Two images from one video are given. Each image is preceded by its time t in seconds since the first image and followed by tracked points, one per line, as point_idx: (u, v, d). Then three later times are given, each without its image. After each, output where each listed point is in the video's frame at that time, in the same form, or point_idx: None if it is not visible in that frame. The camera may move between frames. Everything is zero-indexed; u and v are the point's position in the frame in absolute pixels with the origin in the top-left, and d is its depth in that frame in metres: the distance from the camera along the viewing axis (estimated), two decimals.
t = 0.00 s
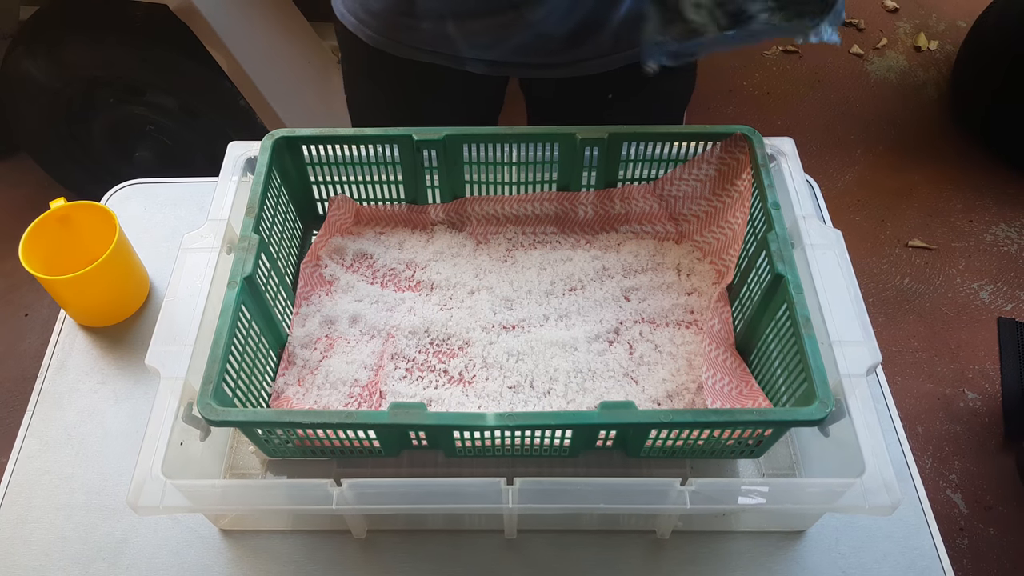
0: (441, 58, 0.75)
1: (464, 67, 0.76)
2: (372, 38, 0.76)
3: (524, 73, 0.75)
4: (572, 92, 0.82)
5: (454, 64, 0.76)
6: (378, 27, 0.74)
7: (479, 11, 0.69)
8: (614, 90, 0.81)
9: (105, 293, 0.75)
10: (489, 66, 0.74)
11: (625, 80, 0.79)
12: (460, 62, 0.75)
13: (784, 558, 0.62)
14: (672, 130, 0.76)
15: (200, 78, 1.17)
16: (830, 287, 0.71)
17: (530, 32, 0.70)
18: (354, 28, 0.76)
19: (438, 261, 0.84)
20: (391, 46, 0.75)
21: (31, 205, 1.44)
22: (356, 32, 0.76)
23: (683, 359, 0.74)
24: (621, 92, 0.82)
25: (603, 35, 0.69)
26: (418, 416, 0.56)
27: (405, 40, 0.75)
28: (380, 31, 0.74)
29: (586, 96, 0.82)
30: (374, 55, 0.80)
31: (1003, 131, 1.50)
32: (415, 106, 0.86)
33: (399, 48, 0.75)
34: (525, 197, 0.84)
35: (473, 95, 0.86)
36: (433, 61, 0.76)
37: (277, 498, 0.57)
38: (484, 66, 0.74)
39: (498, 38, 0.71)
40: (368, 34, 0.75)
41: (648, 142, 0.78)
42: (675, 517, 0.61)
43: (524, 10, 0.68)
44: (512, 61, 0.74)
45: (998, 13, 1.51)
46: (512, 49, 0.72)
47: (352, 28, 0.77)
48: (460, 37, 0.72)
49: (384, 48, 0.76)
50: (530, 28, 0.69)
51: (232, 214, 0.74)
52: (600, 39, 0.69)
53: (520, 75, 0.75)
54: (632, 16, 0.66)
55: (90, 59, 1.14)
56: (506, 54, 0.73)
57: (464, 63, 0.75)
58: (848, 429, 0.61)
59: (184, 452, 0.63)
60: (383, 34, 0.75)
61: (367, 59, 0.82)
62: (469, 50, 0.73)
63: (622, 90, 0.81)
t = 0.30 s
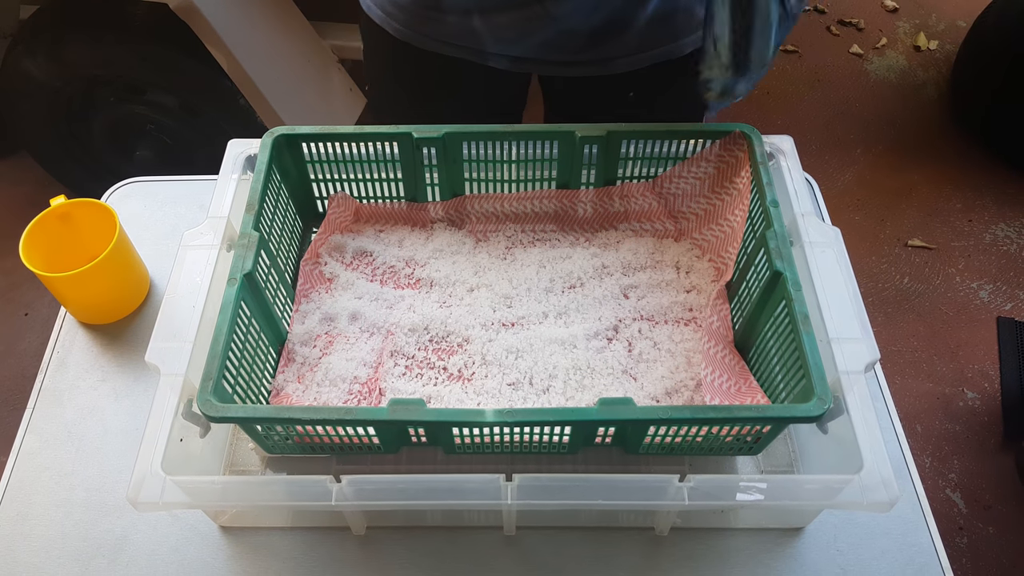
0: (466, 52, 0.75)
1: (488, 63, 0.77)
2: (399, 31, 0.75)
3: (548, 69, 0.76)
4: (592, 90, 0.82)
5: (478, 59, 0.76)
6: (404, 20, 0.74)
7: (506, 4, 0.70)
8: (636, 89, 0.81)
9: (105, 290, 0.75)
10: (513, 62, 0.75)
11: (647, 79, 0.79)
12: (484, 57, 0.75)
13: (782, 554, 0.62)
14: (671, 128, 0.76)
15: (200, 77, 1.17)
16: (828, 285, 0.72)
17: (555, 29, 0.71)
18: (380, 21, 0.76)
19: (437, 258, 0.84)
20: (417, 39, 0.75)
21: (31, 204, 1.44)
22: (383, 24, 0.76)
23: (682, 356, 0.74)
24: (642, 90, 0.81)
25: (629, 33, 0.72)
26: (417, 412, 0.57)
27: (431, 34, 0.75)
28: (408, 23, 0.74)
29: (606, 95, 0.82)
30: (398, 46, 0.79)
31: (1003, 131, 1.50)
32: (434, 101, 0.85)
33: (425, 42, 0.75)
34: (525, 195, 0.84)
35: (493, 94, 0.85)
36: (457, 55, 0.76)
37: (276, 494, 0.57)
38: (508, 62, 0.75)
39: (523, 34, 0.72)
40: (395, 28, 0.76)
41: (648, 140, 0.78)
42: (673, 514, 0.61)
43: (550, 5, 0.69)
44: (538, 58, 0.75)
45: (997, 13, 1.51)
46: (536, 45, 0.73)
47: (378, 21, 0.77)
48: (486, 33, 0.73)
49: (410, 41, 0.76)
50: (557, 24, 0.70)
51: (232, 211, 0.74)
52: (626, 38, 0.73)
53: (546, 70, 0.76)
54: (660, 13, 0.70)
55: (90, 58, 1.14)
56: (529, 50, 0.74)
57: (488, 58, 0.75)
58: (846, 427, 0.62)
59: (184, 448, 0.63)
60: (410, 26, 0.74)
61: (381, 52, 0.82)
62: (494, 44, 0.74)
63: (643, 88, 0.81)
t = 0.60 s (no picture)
0: (484, 49, 0.75)
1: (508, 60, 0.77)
2: (421, 26, 0.75)
3: (568, 66, 0.76)
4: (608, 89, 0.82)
5: (498, 55, 0.75)
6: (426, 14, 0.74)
7: None
8: (652, 90, 0.81)
9: (106, 289, 0.75)
10: (532, 59, 0.75)
11: (662, 80, 0.80)
12: (504, 52, 0.75)
13: (781, 553, 0.62)
14: (670, 129, 0.77)
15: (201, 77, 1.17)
16: (827, 284, 0.72)
17: (575, 27, 0.71)
18: (402, 16, 0.76)
19: (437, 258, 0.84)
20: (438, 35, 0.75)
21: (32, 204, 1.44)
22: (404, 19, 0.75)
23: (681, 355, 0.74)
24: (658, 92, 0.82)
25: (649, 33, 0.72)
26: (417, 410, 0.57)
27: (451, 28, 0.74)
28: (430, 19, 0.74)
29: (622, 94, 0.83)
30: (418, 42, 0.79)
31: (1002, 132, 1.50)
32: (452, 98, 0.84)
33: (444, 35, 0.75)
34: (525, 195, 0.85)
35: (510, 92, 0.85)
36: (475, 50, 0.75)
37: (277, 491, 0.58)
38: (529, 58, 0.75)
39: (544, 31, 0.72)
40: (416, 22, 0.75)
41: (647, 140, 0.79)
42: (672, 512, 0.61)
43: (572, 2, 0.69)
44: (558, 55, 0.75)
45: (997, 14, 1.52)
46: (557, 43, 0.73)
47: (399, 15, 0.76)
48: (507, 29, 0.73)
49: (431, 36, 0.75)
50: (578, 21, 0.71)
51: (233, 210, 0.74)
52: (645, 39, 0.73)
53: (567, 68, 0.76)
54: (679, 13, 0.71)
55: (91, 58, 1.14)
56: (550, 49, 0.74)
57: (508, 55, 0.75)
58: (845, 425, 0.62)
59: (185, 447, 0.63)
60: (432, 21, 0.74)
61: (399, 49, 0.82)
62: (514, 41, 0.74)
63: (659, 90, 0.81)
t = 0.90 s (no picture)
0: (504, 46, 0.75)
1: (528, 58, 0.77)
2: (440, 24, 0.76)
3: (589, 63, 0.76)
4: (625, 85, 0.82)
5: (517, 52, 0.76)
6: (445, 12, 0.75)
7: None
8: (668, 86, 0.81)
9: (108, 289, 0.75)
10: (552, 56, 0.76)
11: (679, 76, 0.80)
12: (524, 49, 0.75)
13: (783, 554, 0.62)
14: (671, 130, 0.77)
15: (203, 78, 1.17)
16: (829, 285, 0.72)
17: (598, 23, 0.71)
18: (421, 16, 0.77)
19: (439, 259, 0.84)
20: (459, 33, 0.75)
21: (33, 204, 1.44)
22: (422, 19, 0.77)
23: (683, 356, 0.74)
24: (675, 89, 0.82)
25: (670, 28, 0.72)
26: (420, 411, 0.57)
27: (469, 26, 0.75)
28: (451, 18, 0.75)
29: (639, 91, 0.82)
30: (435, 40, 0.79)
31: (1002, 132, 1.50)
32: (469, 95, 0.84)
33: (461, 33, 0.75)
34: (527, 195, 0.85)
35: (523, 88, 0.84)
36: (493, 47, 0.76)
37: (280, 492, 0.58)
38: (549, 55, 0.75)
39: (566, 27, 0.72)
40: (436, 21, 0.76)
41: (649, 141, 0.79)
42: (675, 513, 0.61)
43: None
44: (578, 52, 0.75)
45: (998, 14, 1.52)
46: (579, 39, 0.73)
47: (418, 15, 0.77)
48: (529, 26, 0.73)
49: (451, 34, 0.76)
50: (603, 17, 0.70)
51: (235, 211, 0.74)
52: (667, 33, 0.72)
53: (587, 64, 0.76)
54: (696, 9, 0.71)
55: (92, 59, 1.14)
56: (573, 45, 0.74)
57: (528, 52, 0.75)
58: (847, 426, 0.62)
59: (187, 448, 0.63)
60: (451, 19, 0.75)
61: (416, 48, 0.82)
62: (536, 38, 0.74)
63: (676, 87, 0.81)
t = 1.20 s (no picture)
0: (501, 35, 0.74)
1: (524, 47, 0.76)
2: (437, 11, 0.74)
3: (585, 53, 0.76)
4: (623, 77, 0.82)
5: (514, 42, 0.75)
6: None
7: None
8: (663, 82, 0.81)
9: (107, 289, 0.75)
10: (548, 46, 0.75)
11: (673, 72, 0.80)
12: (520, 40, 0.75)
13: (782, 554, 0.62)
14: (670, 130, 0.77)
15: (202, 77, 1.17)
16: (827, 285, 0.72)
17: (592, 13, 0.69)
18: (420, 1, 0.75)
19: (437, 259, 0.84)
20: (457, 22, 0.74)
21: (32, 204, 1.44)
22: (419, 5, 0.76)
23: (682, 356, 0.74)
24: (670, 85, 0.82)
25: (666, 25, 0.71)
26: (418, 411, 0.57)
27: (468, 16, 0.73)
28: (449, 6, 0.73)
29: (635, 84, 0.83)
30: (434, 36, 0.79)
31: (1002, 133, 1.50)
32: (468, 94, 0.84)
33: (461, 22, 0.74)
34: (525, 195, 0.85)
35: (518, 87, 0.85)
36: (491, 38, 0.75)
37: (278, 493, 0.58)
38: (544, 44, 0.75)
39: (561, 18, 0.70)
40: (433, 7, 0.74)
41: (648, 142, 0.79)
42: (673, 513, 0.61)
43: None
44: (573, 42, 0.74)
45: (998, 15, 1.52)
46: (573, 30, 0.72)
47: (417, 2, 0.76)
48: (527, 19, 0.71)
49: (447, 22, 0.75)
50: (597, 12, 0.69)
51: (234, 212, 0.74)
52: (664, 27, 0.70)
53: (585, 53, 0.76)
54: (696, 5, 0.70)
55: (90, 59, 1.14)
56: (566, 36, 0.73)
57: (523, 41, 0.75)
58: (845, 427, 0.62)
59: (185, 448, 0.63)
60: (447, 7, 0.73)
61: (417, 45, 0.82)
62: (530, 27, 0.73)
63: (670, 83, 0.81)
